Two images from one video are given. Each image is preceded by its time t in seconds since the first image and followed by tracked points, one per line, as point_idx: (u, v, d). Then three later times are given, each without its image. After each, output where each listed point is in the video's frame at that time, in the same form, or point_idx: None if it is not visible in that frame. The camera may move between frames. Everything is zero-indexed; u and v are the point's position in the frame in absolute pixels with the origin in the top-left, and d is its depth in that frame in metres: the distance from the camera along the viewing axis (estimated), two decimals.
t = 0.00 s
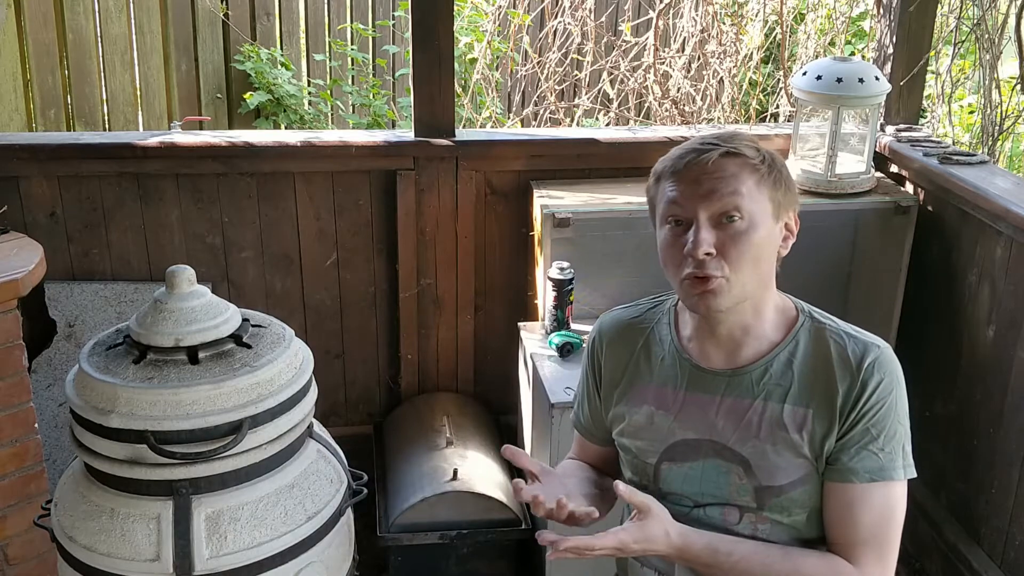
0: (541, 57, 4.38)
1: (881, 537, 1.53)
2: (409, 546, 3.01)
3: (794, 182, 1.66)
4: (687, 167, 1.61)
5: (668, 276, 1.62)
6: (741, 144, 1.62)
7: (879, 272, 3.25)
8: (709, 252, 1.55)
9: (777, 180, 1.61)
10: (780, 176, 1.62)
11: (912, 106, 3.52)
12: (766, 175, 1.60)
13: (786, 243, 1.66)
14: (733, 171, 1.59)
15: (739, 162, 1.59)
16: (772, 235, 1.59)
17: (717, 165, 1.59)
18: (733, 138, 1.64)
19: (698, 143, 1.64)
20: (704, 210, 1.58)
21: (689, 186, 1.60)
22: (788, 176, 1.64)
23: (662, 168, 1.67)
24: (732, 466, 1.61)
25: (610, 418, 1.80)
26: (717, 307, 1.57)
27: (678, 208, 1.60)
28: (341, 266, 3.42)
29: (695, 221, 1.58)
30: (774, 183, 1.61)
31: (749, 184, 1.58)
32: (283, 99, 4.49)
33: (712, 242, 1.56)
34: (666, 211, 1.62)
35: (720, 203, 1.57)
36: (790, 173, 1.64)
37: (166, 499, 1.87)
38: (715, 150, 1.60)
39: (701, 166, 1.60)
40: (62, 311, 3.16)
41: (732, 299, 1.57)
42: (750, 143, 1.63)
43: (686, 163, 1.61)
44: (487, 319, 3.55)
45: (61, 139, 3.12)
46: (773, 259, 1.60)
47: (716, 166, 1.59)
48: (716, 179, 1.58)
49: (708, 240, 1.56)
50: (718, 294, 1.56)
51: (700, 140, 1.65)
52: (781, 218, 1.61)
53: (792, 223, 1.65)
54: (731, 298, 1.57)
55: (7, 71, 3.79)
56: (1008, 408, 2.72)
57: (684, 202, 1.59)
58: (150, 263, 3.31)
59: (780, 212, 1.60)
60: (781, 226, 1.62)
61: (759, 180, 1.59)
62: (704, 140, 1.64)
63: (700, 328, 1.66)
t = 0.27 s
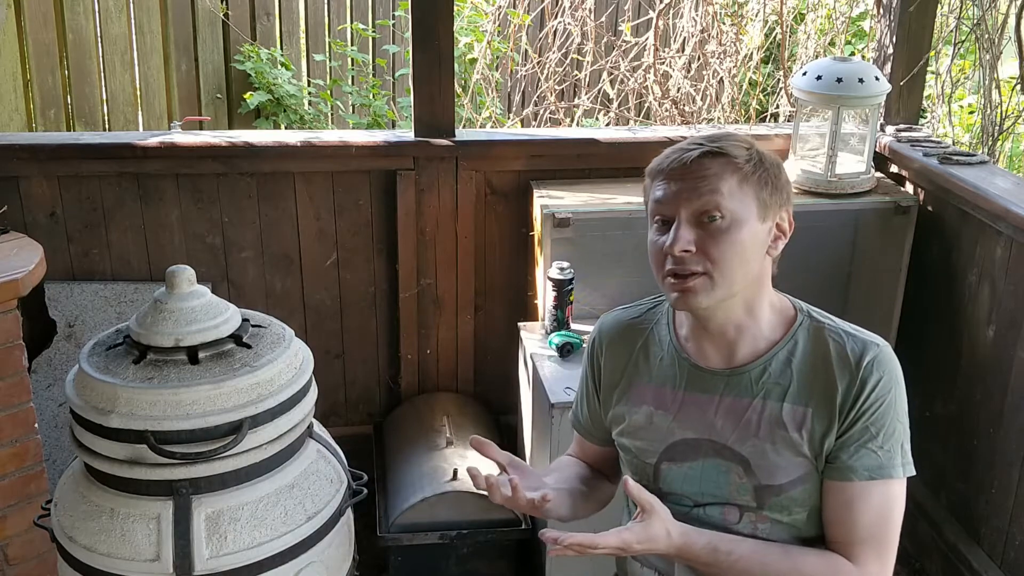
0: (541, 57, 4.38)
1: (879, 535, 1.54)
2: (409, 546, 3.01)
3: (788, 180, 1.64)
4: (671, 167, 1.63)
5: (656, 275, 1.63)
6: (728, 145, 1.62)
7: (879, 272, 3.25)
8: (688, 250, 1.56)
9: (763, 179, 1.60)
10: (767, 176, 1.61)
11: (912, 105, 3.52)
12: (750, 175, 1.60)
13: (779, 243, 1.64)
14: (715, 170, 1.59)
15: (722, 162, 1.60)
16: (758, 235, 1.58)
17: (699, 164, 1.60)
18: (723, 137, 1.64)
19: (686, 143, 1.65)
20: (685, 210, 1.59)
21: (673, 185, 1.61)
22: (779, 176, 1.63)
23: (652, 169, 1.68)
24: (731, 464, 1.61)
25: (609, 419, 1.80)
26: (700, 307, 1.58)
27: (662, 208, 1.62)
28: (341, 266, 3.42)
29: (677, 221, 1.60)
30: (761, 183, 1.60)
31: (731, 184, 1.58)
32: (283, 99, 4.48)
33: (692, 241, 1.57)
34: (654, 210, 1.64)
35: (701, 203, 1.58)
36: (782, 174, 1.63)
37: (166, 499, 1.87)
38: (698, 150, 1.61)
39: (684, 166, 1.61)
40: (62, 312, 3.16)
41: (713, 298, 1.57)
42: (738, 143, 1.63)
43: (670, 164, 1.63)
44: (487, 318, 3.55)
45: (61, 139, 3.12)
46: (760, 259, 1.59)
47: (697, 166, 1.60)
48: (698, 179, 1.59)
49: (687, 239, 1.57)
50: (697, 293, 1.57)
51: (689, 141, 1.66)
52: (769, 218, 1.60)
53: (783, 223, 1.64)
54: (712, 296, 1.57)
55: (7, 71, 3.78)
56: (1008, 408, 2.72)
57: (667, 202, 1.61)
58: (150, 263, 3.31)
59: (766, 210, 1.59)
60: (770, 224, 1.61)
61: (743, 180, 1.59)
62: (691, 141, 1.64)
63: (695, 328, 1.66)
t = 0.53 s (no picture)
0: (541, 57, 4.38)
1: (877, 538, 1.53)
2: (409, 546, 3.01)
3: (782, 179, 1.62)
4: (668, 184, 1.58)
5: (660, 289, 1.62)
6: (722, 155, 1.58)
7: (879, 272, 3.25)
8: (697, 271, 1.54)
9: (761, 188, 1.57)
10: (764, 183, 1.58)
11: (912, 106, 3.52)
12: (748, 185, 1.57)
13: (778, 243, 1.64)
14: (715, 186, 1.56)
15: (720, 176, 1.56)
16: (761, 244, 1.57)
17: (697, 180, 1.56)
18: (715, 144, 1.60)
19: (678, 156, 1.60)
20: (687, 227, 1.56)
21: (672, 203, 1.57)
22: (775, 178, 1.60)
23: (645, 181, 1.64)
24: (728, 466, 1.62)
25: (608, 421, 1.80)
26: (709, 323, 1.58)
27: (662, 225, 1.59)
28: (341, 266, 3.42)
29: (680, 239, 1.57)
30: (759, 191, 1.57)
31: (732, 198, 1.55)
32: (283, 99, 4.48)
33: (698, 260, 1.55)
34: (653, 227, 1.61)
35: (704, 221, 1.55)
36: (777, 177, 1.60)
37: (166, 499, 1.87)
38: (694, 166, 1.57)
39: (682, 183, 1.57)
40: (62, 312, 3.16)
41: (723, 313, 1.57)
42: (731, 150, 1.59)
43: (665, 181, 1.58)
44: (487, 319, 3.55)
45: (61, 139, 3.12)
46: (764, 266, 1.58)
47: (696, 183, 1.56)
48: (698, 196, 1.56)
49: (694, 259, 1.55)
50: (708, 311, 1.57)
51: (681, 151, 1.61)
52: (770, 224, 1.59)
53: (782, 224, 1.63)
54: (722, 312, 1.57)
55: (7, 71, 3.79)
56: (1008, 408, 2.72)
57: (667, 220, 1.58)
58: (150, 263, 3.31)
59: (767, 218, 1.57)
60: (770, 230, 1.59)
61: (742, 192, 1.56)
62: (684, 153, 1.60)
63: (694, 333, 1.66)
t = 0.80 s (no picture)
0: (541, 57, 4.38)
1: (875, 538, 1.53)
2: (409, 546, 3.01)
3: (776, 184, 1.60)
4: (660, 199, 1.56)
5: (657, 299, 1.62)
6: (714, 167, 1.55)
7: (879, 272, 3.25)
8: (692, 286, 1.54)
9: (755, 198, 1.55)
10: (758, 193, 1.56)
11: (912, 106, 3.52)
12: (742, 196, 1.55)
13: (774, 248, 1.63)
14: (708, 201, 1.54)
15: (713, 190, 1.54)
16: (756, 253, 1.56)
17: (690, 195, 1.54)
18: (707, 153, 1.58)
19: (671, 168, 1.58)
20: (681, 242, 1.55)
21: (665, 218, 1.56)
22: (769, 185, 1.58)
23: (637, 193, 1.62)
24: (726, 468, 1.62)
25: (608, 421, 1.81)
26: (706, 334, 1.58)
27: (656, 239, 1.58)
28: (341, 266, 3.42)
29: (674, 254, 1.56)
30: (753, 203, 1.55)
31: (726, 212, 1.53)
32: (283, 99, 4.49)
33: (694, 275, 1.54)
34: (647, 240, 1.60)
35: (698, 236, 1.53)
36: (771, 184, 1.58)
37: (166, 499, 1.87)
38: (687, 181, 1.55)
39: (675, 199, 1.55)
40: (62, 311, 3.16)
41: (720, 324, 1.57)
42: (723, 160, 1.56)
43: (658, 196, 1.56)
44: (487, 319, 3.55)
45: (61, 139, 3.12)
46: (760, 274, 1.58)
47: (689, 199, 1.54)
48: (691, 211, 1.54)
49: (689, 274, 1.54)
50: (705, 323, 1.57)
51: (673, 162, 1.59)
52: (764, 232, 1.57)
53: (778, 229, 1.62)
54: (720, 324, 1.57)
55: (7, 71, 3.79)
56: (1008, 408, 2.72)
57: (661, 235, 1.57)
58: (150, 263, 3.31)
59: (762, 227, 1.56)
60: (766, 237, 1.58)
61: (735, 206, 1.54)
62: (676, 165, 1.57)
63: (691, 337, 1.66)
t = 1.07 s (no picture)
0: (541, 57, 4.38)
1: (876, 537, 1.53)
2: (409, 546, 3.01)
3: (779, 184, 1.60)
4: (663, 199, 1.56)
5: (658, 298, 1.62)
6: (718, 167, 1.55)
7: (880, 272, 3.25)
8: (694, 287, 1.54)
9: (758, 199, 1.55)
10: (762, 194, 1.56)
11: (912, 105, 3.52)
12: (745, 197, 1.55)
13: (776, 249, 1.62)
14: (711, 201, 1.54)
15: (715, 191, 1.54)
16: (758, 254, 1.56)
17: (693, 195, 1.54)
18: (711, 153, 1.57)
19: (673, 168, 1.58)
20: (683, 243, 1.55)
21: (668, 218, 1.56)
22: (772, 186, 1.58)
23: (640, 192, 1.62)
24: (728, 467, 1.62)
25: (608, 420, 1.81)
26: (708, 334, 1.58)
27: (658, 239, 1.58)
28: (341, 266, 3.42)
29: (676, 254, 1.56)
30: (756, 203, 1.55)
31: (728, 212, 1.53)
32: (283, 99, 4.48)
33: (695, 275, 1.54)
34: (649, 240, 1.60)
35: (700, 236, 1.53)
36: (773, 184, 1.58)
37: (166, 499, 1.87)
38: (690, 181, 1.55)
39: (678, 199, 1.55)
40: (62, 311, 3.16)
41: (722, 325, 1.57)
42: (727, 161, 1.56)
43: (661, 196, 1.56)
44: (487, 319, 3.55)
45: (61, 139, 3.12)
46: (762, 275, 1.58)
47: (692, 200, 1.54)
48: (694, 212, 1.54)
49: (691, 274, 1.54)
50: (707, 323, 1.57)
51: (676, 161, 1.59)
52: (766, 233, 1.57)
53: (780, 230, 1.61)
54: (721, 325, 1.57)
55: (7, 71, 3.78)
56: (1008, 408, 2.72)
57: (663, 235, 1.57)
58: (150, 263, 3.31)
59: (764, 228, 1.56)
60: (768, 238, 1.58)
61: (738, 206, 1.54)
62: (679, 165, 1.57)
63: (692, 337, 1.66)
